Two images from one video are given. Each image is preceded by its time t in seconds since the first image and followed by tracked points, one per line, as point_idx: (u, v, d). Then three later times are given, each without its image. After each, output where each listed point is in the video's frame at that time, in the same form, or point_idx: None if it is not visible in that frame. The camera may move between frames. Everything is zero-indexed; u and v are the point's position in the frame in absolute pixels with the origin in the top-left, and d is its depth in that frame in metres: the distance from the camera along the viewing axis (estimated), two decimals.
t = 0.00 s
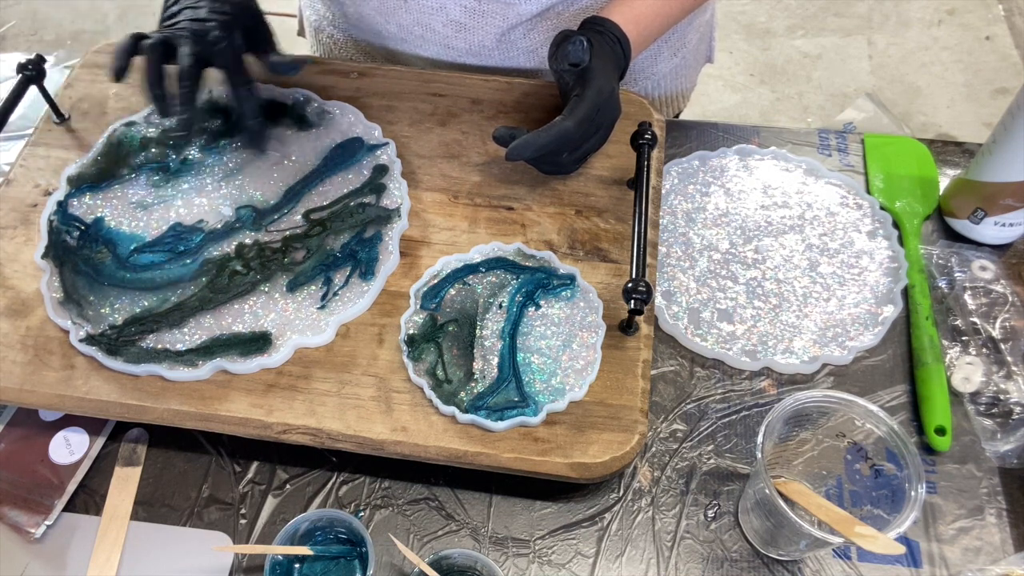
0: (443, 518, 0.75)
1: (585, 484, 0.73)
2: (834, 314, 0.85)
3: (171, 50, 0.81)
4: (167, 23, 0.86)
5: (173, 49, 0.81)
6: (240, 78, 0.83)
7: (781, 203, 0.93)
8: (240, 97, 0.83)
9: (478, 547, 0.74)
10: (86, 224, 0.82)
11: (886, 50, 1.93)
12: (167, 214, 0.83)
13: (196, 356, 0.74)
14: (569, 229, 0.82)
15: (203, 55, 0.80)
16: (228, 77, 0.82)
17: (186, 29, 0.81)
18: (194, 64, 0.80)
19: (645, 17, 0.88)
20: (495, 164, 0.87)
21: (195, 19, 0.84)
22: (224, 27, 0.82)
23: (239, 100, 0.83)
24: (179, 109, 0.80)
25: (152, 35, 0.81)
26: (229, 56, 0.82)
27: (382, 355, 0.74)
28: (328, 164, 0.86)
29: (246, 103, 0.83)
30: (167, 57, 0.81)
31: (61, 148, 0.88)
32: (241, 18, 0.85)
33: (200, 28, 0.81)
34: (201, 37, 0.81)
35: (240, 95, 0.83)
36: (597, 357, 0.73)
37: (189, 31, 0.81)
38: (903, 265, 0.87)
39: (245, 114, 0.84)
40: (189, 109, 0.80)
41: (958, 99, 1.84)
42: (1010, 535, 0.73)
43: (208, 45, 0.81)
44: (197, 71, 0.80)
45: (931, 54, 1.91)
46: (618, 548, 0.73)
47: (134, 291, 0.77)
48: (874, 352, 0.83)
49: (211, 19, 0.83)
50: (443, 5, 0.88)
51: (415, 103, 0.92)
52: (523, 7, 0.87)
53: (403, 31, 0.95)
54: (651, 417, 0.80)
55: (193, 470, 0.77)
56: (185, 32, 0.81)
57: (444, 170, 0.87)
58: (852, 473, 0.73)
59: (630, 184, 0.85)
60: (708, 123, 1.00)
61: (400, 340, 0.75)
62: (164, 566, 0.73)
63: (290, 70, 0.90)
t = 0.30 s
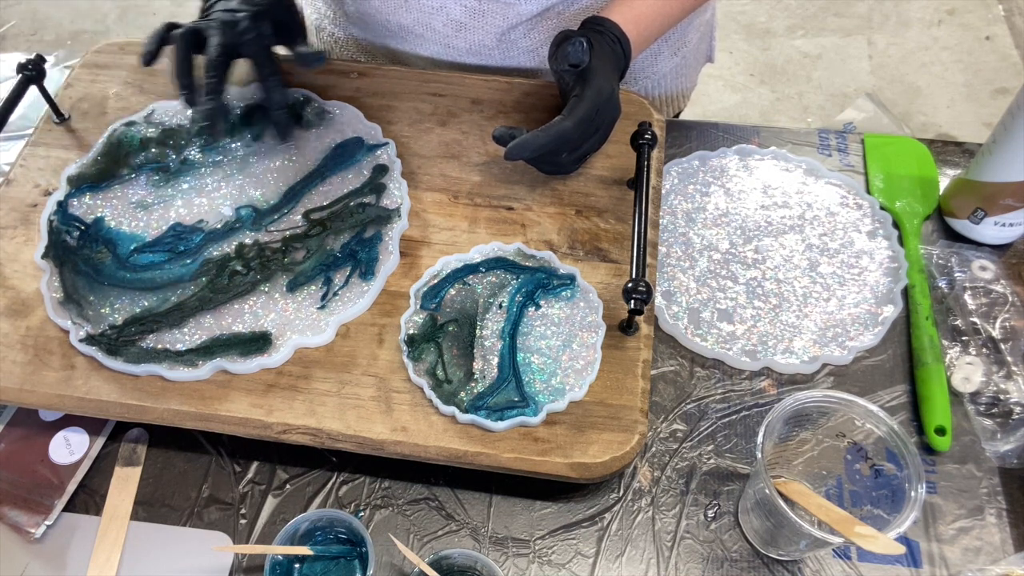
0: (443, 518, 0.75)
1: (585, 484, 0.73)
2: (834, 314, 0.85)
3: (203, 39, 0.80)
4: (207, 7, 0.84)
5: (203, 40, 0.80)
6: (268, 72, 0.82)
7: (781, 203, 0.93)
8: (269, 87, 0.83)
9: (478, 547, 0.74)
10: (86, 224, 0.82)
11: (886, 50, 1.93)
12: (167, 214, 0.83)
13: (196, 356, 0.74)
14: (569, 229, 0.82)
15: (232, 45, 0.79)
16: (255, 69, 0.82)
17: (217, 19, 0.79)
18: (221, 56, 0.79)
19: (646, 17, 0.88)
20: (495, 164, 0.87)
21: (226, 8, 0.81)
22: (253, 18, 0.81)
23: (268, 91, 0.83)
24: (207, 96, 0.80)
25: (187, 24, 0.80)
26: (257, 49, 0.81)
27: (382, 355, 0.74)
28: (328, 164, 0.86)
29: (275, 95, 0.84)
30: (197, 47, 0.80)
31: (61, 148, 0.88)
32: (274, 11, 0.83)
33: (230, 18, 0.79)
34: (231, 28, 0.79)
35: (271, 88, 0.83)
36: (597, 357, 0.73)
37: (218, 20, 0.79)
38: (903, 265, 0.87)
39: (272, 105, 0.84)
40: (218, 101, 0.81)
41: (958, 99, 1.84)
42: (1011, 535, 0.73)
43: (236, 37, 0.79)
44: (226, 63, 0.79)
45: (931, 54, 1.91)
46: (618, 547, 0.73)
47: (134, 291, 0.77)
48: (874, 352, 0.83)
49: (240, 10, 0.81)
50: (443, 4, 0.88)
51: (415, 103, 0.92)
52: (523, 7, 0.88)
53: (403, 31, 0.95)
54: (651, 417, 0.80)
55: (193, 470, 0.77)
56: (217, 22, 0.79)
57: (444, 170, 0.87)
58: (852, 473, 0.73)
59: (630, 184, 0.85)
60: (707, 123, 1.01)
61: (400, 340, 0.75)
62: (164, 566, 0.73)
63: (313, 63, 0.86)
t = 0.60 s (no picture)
0: (443, 518, 0.75)
1: (585, 484, 0.74)
2: (834, 314, 0.85)
3: (227, 46, 0.87)
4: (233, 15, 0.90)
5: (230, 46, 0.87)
6: (296, 74, 0.87)
7: (781, 203, 0.93)
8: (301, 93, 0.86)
9: (478, 547, 0.74)
10: (86, 224, 0.82)
11: (886, 50, 1.93)
12: (167, 214, 0.83)
13: (196, 356, 0.74)
14: (569, 229, 0.82)
15: (259, 51, 0.86)
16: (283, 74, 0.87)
17: (245, 28, 0.87)
18: (247, 64, 0.86)
19: (646, 17, 0.88)
20: (495, 164, 0.87)
21: (253, 16, 0.88)
22: (279, 25, 0.88)
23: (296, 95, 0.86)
24: (233, 104, 0.85)
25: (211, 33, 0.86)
26: (284, 52, 0.87)
27: (382, 355, 0.74)
28: (328, 164, 0.86)
29: (304, 100, 0.86)
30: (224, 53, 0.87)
31: (61, 148, 0.88)
32: (297, 18, 0.90)
33: (258, 26, 0.87)
34: (258, 35, 0.87)
35: (298, 91, 0.86)
36: (597, 357, 0.73)
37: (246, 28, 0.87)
38: (903, 265, 0.87)
39: (300, 110, 0.86)
40: (244, 106, 0.85)
41: (958, 99, 1.84)
42: (1011, 535, 0.73)
43: (264, 43, 0.87)
44: (251, 68, 0.86)
45: (931, 54, 1.91)
46: (618, 548, 0.73)
47: (134, 291, 0.77)
48: (874, 352, 0.83)
49: (268, 18, 0.88)
50: (444, 5, 0.88)
51: (415, 103, 0.92)
52: (523, 8, 0.88)
53: (403, 31, 0.95)
54: (651, 417, 0.80)
55: (193, 470, 0.77)
56: (244, 29, 0.87)
57: (444, 170, 0.87)
58: (852, 473, 0.73)
59: (630, 184, 0.85)
60: (708, 123, 1.00)
61: (400, 340, 0.75)
62: (164, 566, 0.73)
63: (339, 68, 0.88)
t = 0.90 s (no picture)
0: (443, 518, 0.75)
1: (585, 484, 0.74)
2: (834, 314, 0.85)
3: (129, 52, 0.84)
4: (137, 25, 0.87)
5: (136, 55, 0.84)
6: (197, 88, 0.84)
7: (781, 203, 0.93)
8: (195, 108, 0.84)
9: (478, 547, 0.74)
10: (86, 224, 0.82)
11: (886, 50, 1.93)
12: (167, 214, 0.83)
13: (196, 356, 0.74)
14: (569, 229, 0.82)
15: (159, 63, 0.83)
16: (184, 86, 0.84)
17: (146, 36, 0.83)
18: (146, 74, 0.82)
19: (647, 17, 0.88)
20: (495, 164, 0.87)
21: (159, 25, 0.85)
22: (183, 36, 0.84)
23: (194, 109, 0.84)
24: (120, 117, 0.83)
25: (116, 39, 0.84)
26: (185, 63, 0.83)
27: (382, 355, 0.74)
28: (328, 164, 0.86)
29: (201, 114, 0.84)
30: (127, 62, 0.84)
31: (61, 148, 0.88)
32: (206, 27, 0.87)
33: (161, 36, 0.83)
34: (160, 46, 0.83)
35: (198, 104, 0.84)
36: (597, 357, 0.73)
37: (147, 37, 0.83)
38: (903, 265, 0.87)
39: (196, 125, 0.84)
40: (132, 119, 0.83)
41: (958, 99, 1.84)
42: (1011, 535, 0.73)
43: (166, 53, 0.83)
44: (150, 78, 0.83)
45: (931, 54, 1.91)
46: (618, 548, 0.73)
47: (134, 291, 0.77)
48: (874, 352, 0.83)
49: (171, 27, 0.84)
50: (445, 6, 0.88)
51: (415, 103, 0.92)
52: (526, 9, 0.88)
53: (405, 32, 0.95)
54: (651, 417, 0.80)
55: (193, 470, 0.77)
56: (147, 36, 0.84)
57: (445, 170, 0.87)
58: (852, 473, 0.73)
59: (630, 184, 0.85)
60: (708, 123, 1.01)
61: (400, 340, 0.75)
62: (164, 566, 0.73)
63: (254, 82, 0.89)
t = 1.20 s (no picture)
0: (443, 518, 0.75)
1: (585, 484, 0.74)
2: (834, 314, 0.85)
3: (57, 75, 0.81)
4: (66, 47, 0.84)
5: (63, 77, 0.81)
6: (122, 117, 0.83)
7: (781, 203, 0.93)
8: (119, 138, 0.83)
9: (478, 547, 0.74)
10: (86, 224, 0.82)
11: (886, 50, 1.93)
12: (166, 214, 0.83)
13: (196, 356, 0.74)
14: (569, 229, 0.82)
15: (85, 87, 0.80)
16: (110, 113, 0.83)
17: (75, 59, 0.81)
18: (70, 98, 0.79)
19: (646, 17, 0.88)
20: (495, 164, 0.87)
21: (89, 48, 0.83)
22: (115, 63, 0.83)
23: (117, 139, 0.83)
24: (39, 142, 0.77)
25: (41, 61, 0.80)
26: (114, 91, 0.82)
27: (382, 355, 0.74)
28: (328, 165, 0.86)
29: (124, 148, 0.82)
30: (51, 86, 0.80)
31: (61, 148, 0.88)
32: (141, 52, 0.85)
33: (92, 61, 0.82)
34: (90, 71, 0.81)
35: (122, 135, 0.83)
36: (597, 357, 0.73)
37: (77, 59, 0.81)
38: (903, 265, 0.87)
39: (117, 158, 0.82)
40: (51, 147, 0.77)
41: (958, 99, 1.84)
42: (1011, 535, 0.73)
43: (94, 79, 0.81)
44: (76, 102, 0.79)
45: (931, 54, 1.91)
46: (618, 548, 0.73)
47: (134, 291, 0.77)
48: (874, 352, 0.83)
49: (103, 52, 0.82)
50: (444, 6, 0.88)
51: (415, 103, 0.92)
52: (524, 9, 0.88)
53: (403, 32, 0.95)
54: (651, 417, 0.80)
55: (193, 470, 0.77)
56: (76, 58, 0.81)
57: (445, 170, 0.87)
58: (852, 473, 0.73)
59: (630, 184, 0.85)
60: (708, 123, 1.01)
61: (400, 340, 0.75)
62: (164, 566, 0.73)
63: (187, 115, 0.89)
